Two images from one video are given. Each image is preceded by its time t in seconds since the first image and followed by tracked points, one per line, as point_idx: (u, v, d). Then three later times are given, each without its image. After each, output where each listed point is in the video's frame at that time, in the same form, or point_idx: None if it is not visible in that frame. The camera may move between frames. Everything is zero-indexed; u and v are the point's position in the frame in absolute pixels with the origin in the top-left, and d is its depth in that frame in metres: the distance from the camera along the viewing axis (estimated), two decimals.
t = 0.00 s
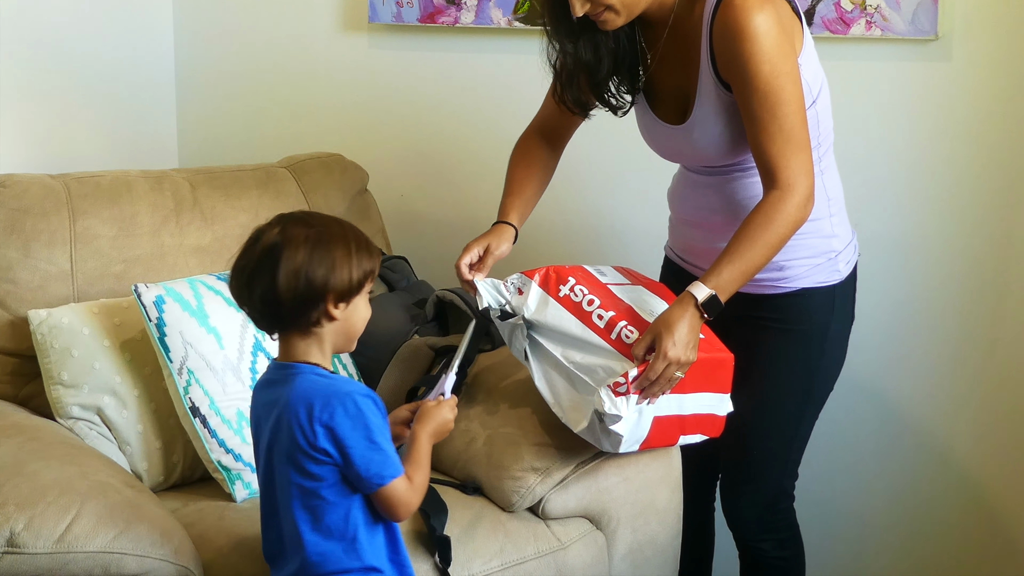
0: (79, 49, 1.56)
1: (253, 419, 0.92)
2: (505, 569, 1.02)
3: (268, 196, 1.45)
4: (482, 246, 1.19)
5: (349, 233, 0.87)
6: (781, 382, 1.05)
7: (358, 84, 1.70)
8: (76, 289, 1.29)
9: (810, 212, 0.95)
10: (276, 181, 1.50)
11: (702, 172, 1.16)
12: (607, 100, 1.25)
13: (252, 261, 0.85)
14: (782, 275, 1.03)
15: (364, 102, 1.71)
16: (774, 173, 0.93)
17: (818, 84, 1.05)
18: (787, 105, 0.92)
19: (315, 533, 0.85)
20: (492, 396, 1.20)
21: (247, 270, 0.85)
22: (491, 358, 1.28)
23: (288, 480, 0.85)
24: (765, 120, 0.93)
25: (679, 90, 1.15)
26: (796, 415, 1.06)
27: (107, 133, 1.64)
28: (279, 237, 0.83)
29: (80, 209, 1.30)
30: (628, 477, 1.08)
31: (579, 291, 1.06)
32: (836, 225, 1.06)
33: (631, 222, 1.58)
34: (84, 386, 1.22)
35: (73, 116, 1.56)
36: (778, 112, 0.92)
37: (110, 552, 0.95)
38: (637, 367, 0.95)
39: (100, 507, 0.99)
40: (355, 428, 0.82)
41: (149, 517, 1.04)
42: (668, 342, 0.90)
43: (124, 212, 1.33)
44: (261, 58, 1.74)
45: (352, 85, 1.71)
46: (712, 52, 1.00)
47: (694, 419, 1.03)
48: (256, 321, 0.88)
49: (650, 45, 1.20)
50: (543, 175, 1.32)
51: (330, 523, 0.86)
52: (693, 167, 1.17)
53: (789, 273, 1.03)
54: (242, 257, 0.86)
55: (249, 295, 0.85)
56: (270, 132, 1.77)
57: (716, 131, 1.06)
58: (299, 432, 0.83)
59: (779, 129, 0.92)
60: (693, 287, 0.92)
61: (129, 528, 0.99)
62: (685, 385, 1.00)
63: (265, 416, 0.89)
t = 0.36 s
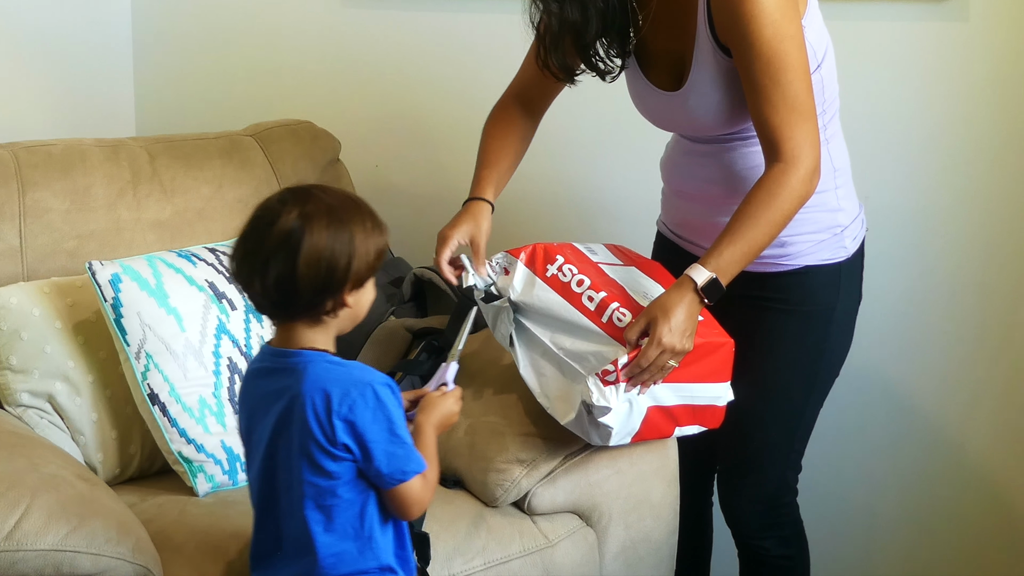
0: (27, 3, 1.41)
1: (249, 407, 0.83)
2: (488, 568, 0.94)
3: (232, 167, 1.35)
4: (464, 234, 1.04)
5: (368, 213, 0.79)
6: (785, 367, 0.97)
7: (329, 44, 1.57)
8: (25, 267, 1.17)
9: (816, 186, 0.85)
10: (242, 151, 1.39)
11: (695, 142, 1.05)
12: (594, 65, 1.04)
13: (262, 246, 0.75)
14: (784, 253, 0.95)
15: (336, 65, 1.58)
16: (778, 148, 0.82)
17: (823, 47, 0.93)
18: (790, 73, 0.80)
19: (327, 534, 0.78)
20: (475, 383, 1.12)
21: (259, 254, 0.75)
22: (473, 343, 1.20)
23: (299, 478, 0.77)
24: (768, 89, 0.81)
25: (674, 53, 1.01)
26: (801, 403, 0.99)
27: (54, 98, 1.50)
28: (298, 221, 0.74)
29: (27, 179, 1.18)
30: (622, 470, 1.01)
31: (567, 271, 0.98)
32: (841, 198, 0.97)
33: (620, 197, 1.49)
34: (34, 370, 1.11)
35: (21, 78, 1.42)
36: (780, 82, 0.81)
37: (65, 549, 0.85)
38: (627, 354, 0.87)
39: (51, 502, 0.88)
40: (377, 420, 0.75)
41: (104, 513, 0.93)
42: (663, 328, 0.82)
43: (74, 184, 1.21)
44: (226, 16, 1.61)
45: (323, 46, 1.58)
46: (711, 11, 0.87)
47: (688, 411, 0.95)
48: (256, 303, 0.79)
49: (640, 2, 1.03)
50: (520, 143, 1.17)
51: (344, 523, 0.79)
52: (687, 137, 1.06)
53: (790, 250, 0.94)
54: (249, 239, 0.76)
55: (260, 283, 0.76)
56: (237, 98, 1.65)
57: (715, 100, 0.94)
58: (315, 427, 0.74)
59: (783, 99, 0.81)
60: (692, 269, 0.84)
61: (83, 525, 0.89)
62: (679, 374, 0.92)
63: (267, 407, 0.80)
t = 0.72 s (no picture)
0: None
1: (262, 393, 0.80)
2: (475, 567, 0.89)
3: (204, 144, 1.29)
4: (444, 214, 0.99)
5: (394, 199, 0.77)
6: (788, 356, 0.92)
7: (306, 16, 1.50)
8: None
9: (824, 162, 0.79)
10: (215, 128, 1.33)
11: (695, 119, 0.99)
12: (586, 39, 0.96)
13: (286, 230, 0.72)
14: (786, 234, 0.89)
15: (314, 39, 1.51)
16: (782, 123, 0.76)
17: (828, 18, 0.87)
18: (794, 45, 0.74)
19: (345, 526, 0.76)
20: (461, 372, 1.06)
21: (283, 239, 0.72)
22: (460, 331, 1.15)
23: (319, 471, 0.74)
24: (771, 63, 0.75)
25: (672, 24, 0.94)
26: (805, 393, 0.94)
27: (12, 72, 1.41)
28: (326, 206, 0.72)
29: None
30: (616, 464, 0.96)
31: (565, 256, 0.93)
32: (847, 177, 0.92)
33: (613, 179, 1.43)
34: None
35: None
36: (784, 53, 0.74)
37: (28, 547, 0.78)
38: (632, 347, 0.82)
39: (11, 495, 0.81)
40: (403, 410, 0.73)
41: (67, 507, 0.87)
42: (669, 321, 0.77)
43: (34, 160, 1.13)
44: None
45: (301, 18, 1.51)
46: None
47: (688, 405, 0.90)
48: (274, 289, 0.75)
49: None
50: (505, 119, 1.11)
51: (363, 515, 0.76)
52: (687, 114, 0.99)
53: (793, 233, 0.89)
54: (272, 223, 0.73)
55: (284, 268, 0.72)
56: (211, 74, 1.58)
57: (713, 78, 0.88)
58: (341, 418, 0.71)
59: (786, 71, 0.75)
60: (698, 259, 0.78)
61: (48, 520, 0.81)
62: (681, 369, 0.86)
63: (283, 397, 0.76)
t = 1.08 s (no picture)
0: None
1: (255, 390, 0.77)
2: (469, 567, 0.87)
3: (192, 134, 1.26)
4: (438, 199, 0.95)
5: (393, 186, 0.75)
6: (791, 350, 0.90)
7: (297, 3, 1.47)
8: None
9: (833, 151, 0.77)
10: (203, 116, 1.30)
11: (698, 110, 0.96)
12: (583, 28, 0.94)
13: (284, 214, 0.70)
14: (791, 226, 0.87)
15: (305, 27, 1.48)
16: (789, 110, 0.74)
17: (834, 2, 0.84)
18: (802, 31, 0.72)
19: (348, 522, 0.73)
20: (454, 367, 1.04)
21: (281, 223, 0.70)
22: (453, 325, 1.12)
23: (319, 468, 0.72)
24: (776, 48, 0.72)
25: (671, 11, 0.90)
26: (808, 389, 0.91)
27: None
28: (326, 189, 0.69)
29: None
30: (613, 462, 0.93)
31: (569, 247, 0.90)
32: (853, 167, 0.89)
33: (610, 170, 1.41)
34: None
35: None
36: (792, 40, 0.72)
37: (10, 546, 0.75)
38: (642, 345, 0.79)
39: None
40: (403, 402, 0.70)
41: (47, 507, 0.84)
42: (679, 320, 0.75)
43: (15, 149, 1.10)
44: None
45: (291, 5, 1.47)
46: None
47: (690, 401, 0.89)
48: (269, 276, 0.73)
49: None
50: (506, 108, 1.09)
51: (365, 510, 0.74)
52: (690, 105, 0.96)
53: (797, 225, 0.87)
54: (269, 206, 0.70)
55: (281, 254, 0.70)
56: (199, 62, 1.55)
57: (719, 68, 0.85)
58: (339, 412, 0.69)
59: (792, 57, 0.72)
60: (707, 254, 0.76)
61: (30, 519, 0.79)
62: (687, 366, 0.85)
63: (278, 395, 0.74)
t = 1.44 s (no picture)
0: None
1: (251, 393, 0.77)
2: (469, 566, 0.87)
3: (191, 134, 1.26)
4: (441, 183, 0.97)
5: (367, 190, 0.75)
6: (790, 349, 0.90)
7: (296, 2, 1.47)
8: None
9: (830, 149, 0.77)
10: (202, 116, 1.30)
11: (694, 109, 0.96)
12: (582, 26, 0.94)
13: (254, 211, 0.70)
14: (788, 225, 0.87)
15: (305, 27, 1.48)
16: (785, 108, 0.74)
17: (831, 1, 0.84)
18: (798, 31, 0.72)
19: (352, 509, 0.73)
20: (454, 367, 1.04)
21: (249, 220, 0.70)
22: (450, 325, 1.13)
23: (320, 462, 0.72)
24: (773, 47, 0.73)
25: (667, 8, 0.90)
26: (807, 387, 0.91)
27: None
28: (296, 187, 0.70)
29: None
30: (613, 461, 0.93)
31: (570, 246, 0.89)
32: (852, 165, 0.89)
33: (611, 170, 1.41)
34: None
35: None
36: (787, 39, 0.72)
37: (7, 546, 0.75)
38: (641, 342, 0.79)
39: None
40: (401, 385, 0.71)
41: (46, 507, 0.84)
42: (677, 317, 0.75)
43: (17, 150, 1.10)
44: None
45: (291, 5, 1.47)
46: None
47: (690, 398, 0.89)
48: (241, 274, 0.73)
49: None
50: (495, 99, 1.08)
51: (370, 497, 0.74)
52: (687, 104, 0.97)
53: (796, 223, 0.87)
54: (240, 203, 0.71)
55: (250, 251, 0.70)
56: (199, 62, 1.55)
57: (715, 63, 0.85)
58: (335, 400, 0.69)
59: (787, 54, 0.73)
60: (704, 251, 0.76)
61: (28, 519, 0.78)
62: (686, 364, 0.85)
63: (274, 396, 0.74)
